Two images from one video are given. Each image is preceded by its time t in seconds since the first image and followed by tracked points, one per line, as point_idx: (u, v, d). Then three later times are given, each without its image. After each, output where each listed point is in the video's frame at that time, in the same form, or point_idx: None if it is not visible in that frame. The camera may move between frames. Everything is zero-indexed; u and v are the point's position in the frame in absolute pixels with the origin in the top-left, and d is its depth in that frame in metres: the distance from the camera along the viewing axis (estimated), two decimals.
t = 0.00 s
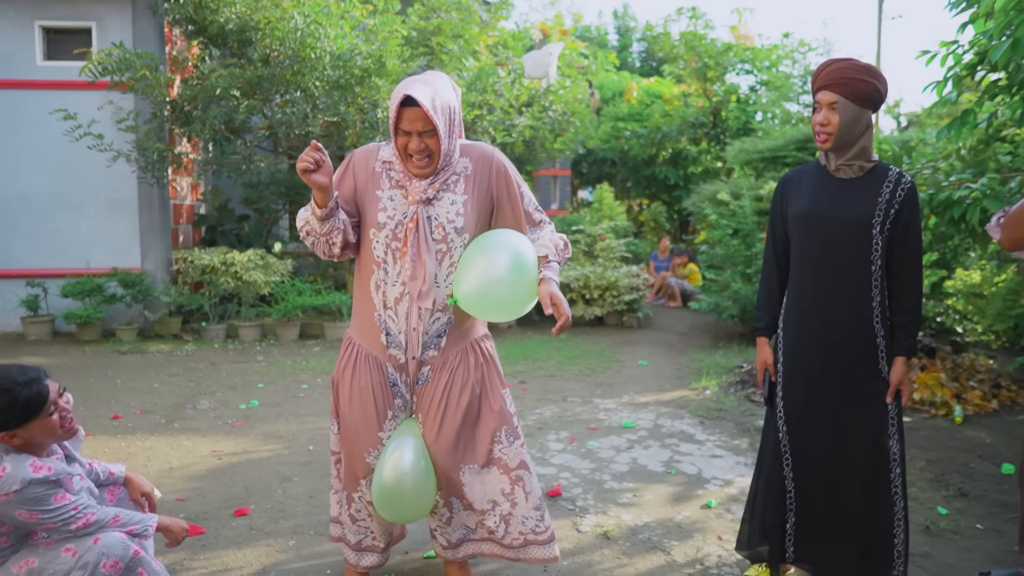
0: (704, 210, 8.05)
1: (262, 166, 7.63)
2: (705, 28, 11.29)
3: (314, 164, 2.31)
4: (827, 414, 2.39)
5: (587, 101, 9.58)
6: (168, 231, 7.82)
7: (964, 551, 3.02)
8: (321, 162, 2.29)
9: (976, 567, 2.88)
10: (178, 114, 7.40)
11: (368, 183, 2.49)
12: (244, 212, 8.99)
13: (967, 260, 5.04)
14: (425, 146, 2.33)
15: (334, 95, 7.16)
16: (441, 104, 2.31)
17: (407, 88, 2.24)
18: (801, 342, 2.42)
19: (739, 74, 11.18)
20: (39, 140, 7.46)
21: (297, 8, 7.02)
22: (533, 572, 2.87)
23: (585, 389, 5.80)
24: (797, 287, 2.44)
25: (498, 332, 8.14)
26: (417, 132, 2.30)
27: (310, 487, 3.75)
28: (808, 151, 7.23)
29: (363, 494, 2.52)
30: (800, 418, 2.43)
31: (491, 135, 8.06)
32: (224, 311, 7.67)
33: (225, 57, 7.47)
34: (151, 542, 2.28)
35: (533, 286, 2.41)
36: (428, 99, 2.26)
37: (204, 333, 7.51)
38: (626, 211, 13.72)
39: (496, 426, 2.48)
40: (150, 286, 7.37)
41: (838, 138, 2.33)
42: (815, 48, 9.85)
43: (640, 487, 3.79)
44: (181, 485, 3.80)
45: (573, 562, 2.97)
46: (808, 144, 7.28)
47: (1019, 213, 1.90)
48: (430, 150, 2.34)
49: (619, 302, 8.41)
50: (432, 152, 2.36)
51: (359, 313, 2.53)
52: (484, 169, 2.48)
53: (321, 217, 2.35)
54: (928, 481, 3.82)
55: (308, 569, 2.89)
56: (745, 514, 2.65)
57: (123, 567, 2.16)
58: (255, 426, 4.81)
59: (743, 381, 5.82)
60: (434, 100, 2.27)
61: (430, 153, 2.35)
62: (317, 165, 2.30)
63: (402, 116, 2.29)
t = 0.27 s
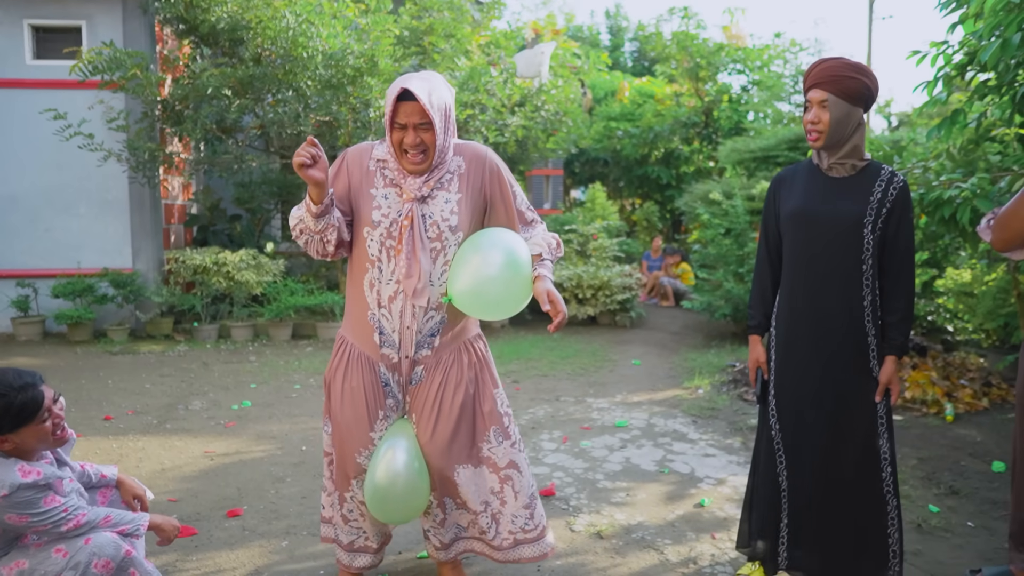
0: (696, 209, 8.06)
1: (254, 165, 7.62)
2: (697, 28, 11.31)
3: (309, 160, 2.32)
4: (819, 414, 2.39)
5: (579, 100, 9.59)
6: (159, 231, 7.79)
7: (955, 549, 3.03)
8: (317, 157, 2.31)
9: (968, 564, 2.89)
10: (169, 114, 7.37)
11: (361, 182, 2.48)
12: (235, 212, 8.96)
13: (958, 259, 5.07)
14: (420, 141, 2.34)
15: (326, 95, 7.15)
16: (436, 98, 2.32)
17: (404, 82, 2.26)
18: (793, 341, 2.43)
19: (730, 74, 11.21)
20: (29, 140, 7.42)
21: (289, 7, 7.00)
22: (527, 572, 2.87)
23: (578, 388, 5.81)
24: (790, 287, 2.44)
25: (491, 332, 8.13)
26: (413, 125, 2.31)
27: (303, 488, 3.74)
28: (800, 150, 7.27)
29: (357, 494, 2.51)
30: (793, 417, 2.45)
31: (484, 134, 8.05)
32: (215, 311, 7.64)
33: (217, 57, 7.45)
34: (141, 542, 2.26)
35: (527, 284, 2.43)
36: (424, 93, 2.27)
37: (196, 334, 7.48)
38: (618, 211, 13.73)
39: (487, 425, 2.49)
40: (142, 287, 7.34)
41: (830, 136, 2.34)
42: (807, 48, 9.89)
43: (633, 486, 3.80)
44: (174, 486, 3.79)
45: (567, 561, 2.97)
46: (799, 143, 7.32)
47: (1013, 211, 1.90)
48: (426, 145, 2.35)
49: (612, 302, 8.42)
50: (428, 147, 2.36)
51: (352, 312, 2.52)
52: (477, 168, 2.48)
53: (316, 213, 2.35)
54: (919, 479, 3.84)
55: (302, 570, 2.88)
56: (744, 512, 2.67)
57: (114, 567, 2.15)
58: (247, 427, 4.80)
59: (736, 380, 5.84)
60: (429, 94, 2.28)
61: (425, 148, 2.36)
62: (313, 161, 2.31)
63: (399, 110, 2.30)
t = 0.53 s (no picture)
0: (696, 209, 8.06)
1: (254, 165, 7.62)
2: (697, 28, 11.32)
3: (310, 157, 2.32)
4: (819, 413, 2.39)
5: (579, 100, 9.59)
6: (159, 231, 7.79)
7: (955, 549, 3.03)
8: (320, 154, 2.31)
9: (968, 564, 2.89)
10: (169, 114, 7.37)
11: (363, 181, 2.48)
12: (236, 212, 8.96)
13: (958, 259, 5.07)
14: (423, 137, 2.34)
15: (326, 95, 7.15)
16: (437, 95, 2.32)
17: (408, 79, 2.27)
18: (795, 340, 2.43)
19: (730, 73, 11.21)
20: (29, 140, 7.42)
21: (289, 7, 7.00)
22: (526, 572, 2.87)
23: (579, 388, 5.81)
24: (790, 287, 2.45)
25: (491, 332, 8.13)
26: (416, 121, 2.31)
27: (303, 488, 3.74)
28: (800, 150, 7.29)
29: (356, 492, 2.51)
30: (794, 417, 2.45)
31: (484, 134, 8.05)
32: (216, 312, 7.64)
33: (217, 57, 7.45)
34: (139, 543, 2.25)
35: (527, 288, 2.43)
36: (425, 89, 2.27)
37: (196, 333, 7.48)
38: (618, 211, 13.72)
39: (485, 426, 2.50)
40: (142, 287, 7.34)
41: (830, 136, 2.34)
42: (807, 48, 9.90)
43: (633, 486, 3.80)
44: (174, 486, 3.79)
45: (567, 561, 2.97)
46: (799, 144, 7.38)
47: (1013, 209, 1.90)
48: (428, 141, 2.35)
49: (612, 302, 8.42)
50: (430, 143, 2.36)
51: (351, 311, 2.52)
52: (479, 170, 2.48)
53: (317, 209, 2.35)
54: (919, 479, 3.84)
55: (302, 570, 2.88)
56: (747, 512, 2.68)
57: (115, 567, 2.14)
58: (247, 427, 4.80)
59: (736, 380, 5.85)
60: (431, 91, 2.29)
61: (427, 145, 2.36)
62: (316, 157, 2.31)
63: (401, 107, 2.31)
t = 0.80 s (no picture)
0: (696, 209, 8.06)
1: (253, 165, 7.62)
2: (696, 28, 11.32)
3: (300, 152, 2.34)
4: (818, 414, 2.39)
5: (579, 100, 9.59)
6: (159, 231, 7.79)
7: (955, 549, 3.03)
8: (309, 149, 2.33)
9: (967, 564, 2.89)
10: (169, 114, 7.37)
11: (363, 181, 2.48)
12: (236, 212, 8.96)
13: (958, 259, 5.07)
14: (422, 135, 2.34)
15: (326, 95, 7.15)
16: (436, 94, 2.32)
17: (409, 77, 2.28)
18: (795, 340, 2.43)
19: (730, 73, 11.21)
20: (28, 140, 7.42)
21: (289, 7, 7.00)
22: (526, 572, 2.87)
23: (578, 388, 5.81)
24: (790, 287, 2.45)
25: (490, 332, 8.13)
26: (415, 119, 2.32)
27: (303, 488, 3.74)
28: (800, 150, 7.30)
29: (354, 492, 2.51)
30: (795, 417, 2.45)
31: (484, 134, 8.05)
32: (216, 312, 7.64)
33: (217, 57, 7.45)
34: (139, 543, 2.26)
35: (524, 291, 2.42)
36: (425, 88, 2.28)
37: (196, 334, 7.48)
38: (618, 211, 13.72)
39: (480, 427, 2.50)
40: (142, 287, 7.34)
41: (831, 136, 2.34)
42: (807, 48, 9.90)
43: (633, 486, 3.80)
44: (174, 486, 3.79)
45: (567, 561, 2.97)
46: (799, 144, 7.37)
47: (1013, 208, 1.90)
48: (426, 139, 2.35)
49: (612, 302, 8.42)
50: (429, 142, 2.36)
51: (351, 311, 2.52)
52: (479, 171, 2.48)
53: (311, 205, 2.36)
54: (919, 479, 3.84)
55: (302, 570, 2.88)
56: (746, 512, 2.68)
57: (115, 568, 2.14)
58: (247, 427, 4.80)
59: (736, 380, 5.85)
60: (430, 89, 2.29)
61: (425, 143, 2.36)
62: (303, 152, 2.33)
63: (401, 105, 2.32)
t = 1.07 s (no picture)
0: (696, 209, 8.06)
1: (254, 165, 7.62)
2: (696, 28, 11.32)
3: (299, 154, 2.34)
4: (819, 414, 2.39)
5: (579, 100, 9.59)
6: (159, 231, 7.79)
7: (955, 549, 3.03)
8: (307, 150, 2.33)
9: (967, 564, 2.89)
10: (169, 114, 7.37)
11: (363, 181, 2.49)
12: (236, 212, 8.96)
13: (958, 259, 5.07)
14: (421, 134, 2.34)
15: (326, 95, 7.15)
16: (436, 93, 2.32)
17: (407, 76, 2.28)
18: (796, 341, 2.43)
19: (730, 74, 11.21)
20: (28, 140, 7.42)
21: (289, 7, 7.00)
22: (526, 572, 2.87)
23: (578, 388, 5.81)
24: (790, 287, 2.45)
25: (490, 332, 8.13)
26: (414, 118, 2.32)
27: (303, 488, 3.74)
28: (799, 150, 7.30)
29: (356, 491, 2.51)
30: (794, 418, 2.45)
31: (484, 134, 8.05)
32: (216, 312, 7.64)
33: (217, 57, 7.45)
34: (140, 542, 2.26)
35: (524, 292, 2.42)
36: (423, 87, 2.28)
37: (196, 333, 7.48)
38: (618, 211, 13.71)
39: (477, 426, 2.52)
40: (142, 287, 7.34)
41: (830, 136, 2.34)
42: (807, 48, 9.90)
43: (633, 486, 3.80)
44: (174, 485, 3.79)
45: (567, 561, 2.97)
46: (799, 144, 7.36)
47: (1013, 208, 1.90)
48: (425, 138, 2.35)
49: (612, 302, 8.42)
50: (428, 141, 2.36)
51: (351, 311, 2.53)
52: (479, 172, 2.48)
53: (311, 206, 2.36)
54: (919, 479, 3.84)
55: (302, 570, 2.88)
56: (747, 512, 2.68)
57: (116, 568, 2.15)
58: (247, 427, 4.80)
59: (736, 380, 5.85)
60: (429, 89, 2.29)
61: (424, 143, 2.36)
62: (303, 155, 2.33)
63: (400, 104, 2.32)
